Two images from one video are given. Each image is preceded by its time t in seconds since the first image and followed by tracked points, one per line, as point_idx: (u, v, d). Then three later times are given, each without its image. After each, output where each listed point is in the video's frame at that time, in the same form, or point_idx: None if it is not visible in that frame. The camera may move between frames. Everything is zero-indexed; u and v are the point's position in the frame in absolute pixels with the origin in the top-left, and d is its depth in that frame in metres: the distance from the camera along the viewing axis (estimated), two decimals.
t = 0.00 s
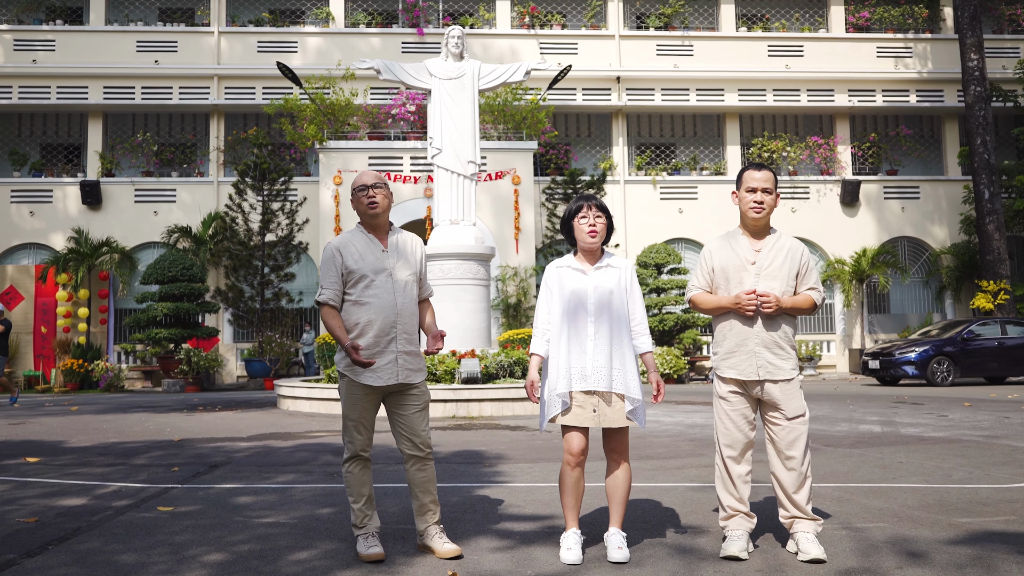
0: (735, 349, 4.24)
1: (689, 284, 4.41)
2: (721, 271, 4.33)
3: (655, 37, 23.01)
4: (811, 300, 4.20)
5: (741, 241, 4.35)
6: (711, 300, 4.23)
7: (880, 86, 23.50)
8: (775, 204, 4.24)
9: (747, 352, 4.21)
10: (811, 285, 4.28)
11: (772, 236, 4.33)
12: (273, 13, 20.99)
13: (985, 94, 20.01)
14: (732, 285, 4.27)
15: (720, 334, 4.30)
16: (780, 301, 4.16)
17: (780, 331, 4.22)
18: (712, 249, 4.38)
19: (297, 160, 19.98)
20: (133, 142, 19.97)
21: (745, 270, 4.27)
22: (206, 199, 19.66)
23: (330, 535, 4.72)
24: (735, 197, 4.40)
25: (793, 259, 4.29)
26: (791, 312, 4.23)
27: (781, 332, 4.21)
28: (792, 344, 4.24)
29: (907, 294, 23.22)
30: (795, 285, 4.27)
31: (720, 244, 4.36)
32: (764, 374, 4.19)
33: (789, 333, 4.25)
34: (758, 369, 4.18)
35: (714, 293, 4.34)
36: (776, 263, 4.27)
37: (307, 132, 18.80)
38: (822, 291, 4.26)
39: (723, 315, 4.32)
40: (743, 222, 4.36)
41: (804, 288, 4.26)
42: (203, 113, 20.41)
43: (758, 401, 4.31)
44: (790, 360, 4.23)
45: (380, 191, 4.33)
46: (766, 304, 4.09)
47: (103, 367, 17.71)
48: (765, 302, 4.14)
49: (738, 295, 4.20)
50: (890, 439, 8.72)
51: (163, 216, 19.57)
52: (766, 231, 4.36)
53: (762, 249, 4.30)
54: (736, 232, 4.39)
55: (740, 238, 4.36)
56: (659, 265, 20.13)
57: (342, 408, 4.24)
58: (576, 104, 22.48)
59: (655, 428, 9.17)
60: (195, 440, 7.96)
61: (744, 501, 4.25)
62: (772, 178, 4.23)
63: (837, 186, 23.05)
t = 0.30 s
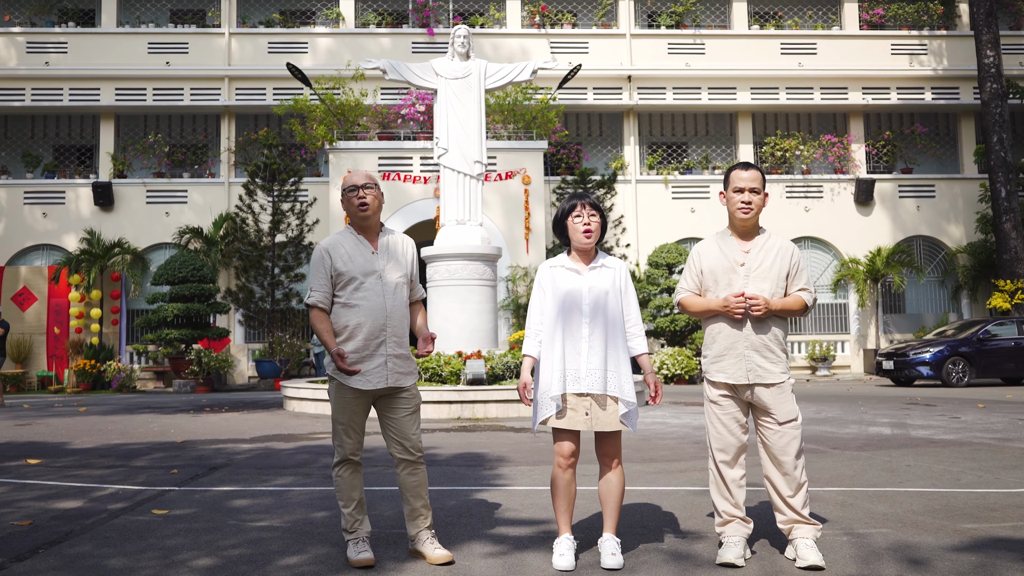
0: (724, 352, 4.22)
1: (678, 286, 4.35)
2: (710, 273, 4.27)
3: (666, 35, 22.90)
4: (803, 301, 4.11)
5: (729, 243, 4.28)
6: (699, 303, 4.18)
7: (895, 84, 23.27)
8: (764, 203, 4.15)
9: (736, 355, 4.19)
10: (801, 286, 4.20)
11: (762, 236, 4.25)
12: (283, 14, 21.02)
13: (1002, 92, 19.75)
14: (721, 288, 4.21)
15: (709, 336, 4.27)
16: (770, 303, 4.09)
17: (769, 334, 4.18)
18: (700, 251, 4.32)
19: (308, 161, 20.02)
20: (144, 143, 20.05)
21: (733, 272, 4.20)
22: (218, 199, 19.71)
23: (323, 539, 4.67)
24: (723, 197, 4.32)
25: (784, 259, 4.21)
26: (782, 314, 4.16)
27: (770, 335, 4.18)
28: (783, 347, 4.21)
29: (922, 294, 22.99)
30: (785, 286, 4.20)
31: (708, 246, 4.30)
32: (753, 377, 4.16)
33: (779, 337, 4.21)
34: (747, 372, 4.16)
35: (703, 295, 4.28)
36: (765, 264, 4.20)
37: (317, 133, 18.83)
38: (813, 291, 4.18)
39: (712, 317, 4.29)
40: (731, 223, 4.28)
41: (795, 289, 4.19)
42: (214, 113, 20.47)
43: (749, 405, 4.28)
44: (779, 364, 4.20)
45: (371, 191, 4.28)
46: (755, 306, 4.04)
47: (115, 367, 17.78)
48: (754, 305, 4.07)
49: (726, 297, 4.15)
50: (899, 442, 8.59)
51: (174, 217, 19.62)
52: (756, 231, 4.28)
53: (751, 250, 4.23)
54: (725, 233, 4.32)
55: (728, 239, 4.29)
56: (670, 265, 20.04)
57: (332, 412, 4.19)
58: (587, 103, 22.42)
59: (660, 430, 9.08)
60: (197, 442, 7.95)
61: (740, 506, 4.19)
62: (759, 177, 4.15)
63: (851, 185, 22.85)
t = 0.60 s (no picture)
0: (723, 354, 4.15)
1: (675, 287, 4.27)
2: (706, 274, 4.20)
3: (681, 34, 22.77)
4: (802, 300, 4.05)
5: (725, 243, 4.21)
6: (697, 304, 4.10)
7: (913, 81, 23.00)
8: (759, 203, 4.07)
9: (735, 357, 4.12)
10: (799, 285, 4.14)
11: (759, 235, 4.18)
12: (297, 15, 21.08)
13: (1022, 88, 19.43)
14: (718, 289, 4.13)
15: (706, 338, 4.20)
16: (768, 304, 4.02)
17: (768, 335, 4.11)
18: (697, 252, 4.25)
19: (322, 161, 20.06)
20: (159, 144, 20.14)
21: (730, 272, 4.13)
22: (232, 200, 19.77)
23: (320, 543, 4.63)
24: (719, 196, 4.24)
25: (781, 259, 4.14)
26: (780, 314, 4.09)
27: (769, 336, 4.11)
28: (782, 348, 4.14)
29: (942, 294, 22.72)
30: (783, 286, 4.13)
31: (704, 246, 4.23)
32: (752, 380, 4.09)
33: (778, 337, 4.14)
34: (747, 375, 4.09)
35: (701, 296, 4.21)
36: (762, 264, 4.12)
37: (330, 133, 18.84)
38: (811, 291, 4.11)
39: (710, 318, 4.21)
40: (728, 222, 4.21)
41: (793, 289, 4.12)
42: (228, 114, 20.54)
43: (749, 408, 4.21)
44: (779, 365, 4.12)
45: (368, 191, 4.23)
46: (753, 308, 3.97)
47: (130, 368, 17.88)
48: (752, 306, 4.00)
49: (723, 299, 4.08)
50: (914, 444, 8.46)
51: (189, 217, 19.70)
52: (752, 229, 4.21)
53: (748, 250, 4.16)
54: (720, 233, 4.25)
55: (724, 239, 4.22)
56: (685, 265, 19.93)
57: (327, 415, 4.12)
58: (601, 103, 22.34)
59: (670, 432, 8.99)
60: (204, 443, 7.95)
61: (742, 510, 4.11)
62: (754, 176, 4.07)
63: (869, 183, 22.60)
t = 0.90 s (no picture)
0: (726, 357, 4.07)
1: (677, 289, 4.20)
2: (708, 274, 4.12)
3: (697, 31, 22.61)
4: (806, 300, 3.96)
5: (727, 243, 4.13)
6: (699, 306, 4.02)
7: (934, 78, 22.72)
8: (761, 201, 3.99)
9: (738, 359, 4.04)
10: (803, 285, 4.05)
11: (761, 234, 4.10)
12: (313, 15, 21.13)
13: None
14: (720, 289, 4.06)
15: (709, 340, 4.12)
16: (771, 304, 3.93)
17: (772, 336, 4.02)
18: (698, 253, 4.17)
19: (337, 160, 20.07)
20: (175, 145, 20.24)
21: (732, 272, 4.06)
22: (248, 200, 19.83)
23: (320, 546, 4.58)
24: (719, 195, 4.17)
25: (784, 258, 4.05)
26: (784, 315, 4.01)
27: (772, 337, 4.02)
28: (786, 350, 4.05)
29: (963, 293, 22.43)
30: (787, 286, 4.04)
31: (705, 247, 4.15)
32: (756, 382, 4.01)
33: (782, 339, 4.05)
34: (750, 377, 4.01)
35: (703, 298, 4.14)
36: (765, 264, 4.04)
37: (345, 133, 18.86)
38: (816, 290, 4.02)
39: (712, 320, 4.13)
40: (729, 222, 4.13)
41: (797, 289, 4.03)
42: (244, 115, 20.61)
43: (753, 410, 4.13)
44: (783, 367, 4.03)
45: (367, 192, 4.18)
46: (755, 308, 3.88)
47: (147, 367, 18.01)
48: (754, 307, 3.91)
49: (725, 300, 3.99)
50: (930, 446, 8.32)
51: (205, 218, 19.77)
52: (754, 228, 4.13)
53: (750, 250, 4.08)
54: (721, 233, 4.17)
55: (725, 239, 4.14)
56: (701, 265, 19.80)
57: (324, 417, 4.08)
58: (617, 101, 22.23)
59: (682, 433, 8.90)
60: (213, 443, 7.95)
61: (746, 515, 4.03)
62: (755, 174, 3.99)
63: (888, 182, 22.33)
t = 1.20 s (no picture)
0: (734, 359, 3.94)
1: (684, 291, 4.07)
2: (715, 275, 3.98)
3: (713, 28, 22.41)
4: (816, 300, 3.80)
5: (733, 242, 4.00)
6: (706, 307, 3.90)
7: (954, 74, 22.41)
8: (766, 198, 3.88)
9: (746, 362, 3.91)
10: (814, 284, 3.89)
11: (768, 233, 3.96)
12: (327, 15, 21.14)
13: None
14: (727, 290, 3.92)
15: (717, 343, 4.00)
16: (779, 305, 3.78)
17: (781, 339, 3.88)
18: (704, 254, 4.04)
19: (351, 160, 20.06)
20: (190, 145, 20.30)
21: (740, 272, 3.92)
22: (263, 200, 19.83)
23: (319, 551, 4.50)
24: (724, 194, 4.05)
25: (793, 257, 3.90)
26: (793, 315, 3.87)
27: (781, 340, 3.89)
28: (797, 352, 3.91)
29: (985, 292, 22.11)
30: (796, 285, 3.89)
31: (711, 248, 4.02)
32: (764, 386, 3.88)
33: (793, 341, 3.91)
34: (759, 381, 3.88)
35: (710, 300, 4.00)
36: (773, 264, 3.90)
37: (358, 133, 18.83)
38: (827, 289, 3.86)
39: (720, 322, 4.00)
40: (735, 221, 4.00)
41: (808, 288, 3.87)
42: (259, 115, 20.64)
43: (762, 414, 4.00)
44: (794, 370, 3.90)
45: (364, 191, 4.10)
46: (763, 309, 3.74)
47: (163, 367, 18.13)
48: (762, 308, 3.78)
49: (732, 301, 3.86)
50: (948, 449, 8.14)
51: (220, 218, 19.80)
52: (761, 226, 3.99)
53: (758, 249, 3.93)
54: (728, 232, 4.04)
55: (732, 239, 4.00)
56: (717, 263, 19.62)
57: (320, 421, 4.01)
58: (632, 100, 22.09)
59: (695, 435, 8.78)
60: (221, 444, 7.92)
61: (754, 523, 3.89)
62: (761, 170, 3.88)
63: (908, 179, 22.04)
